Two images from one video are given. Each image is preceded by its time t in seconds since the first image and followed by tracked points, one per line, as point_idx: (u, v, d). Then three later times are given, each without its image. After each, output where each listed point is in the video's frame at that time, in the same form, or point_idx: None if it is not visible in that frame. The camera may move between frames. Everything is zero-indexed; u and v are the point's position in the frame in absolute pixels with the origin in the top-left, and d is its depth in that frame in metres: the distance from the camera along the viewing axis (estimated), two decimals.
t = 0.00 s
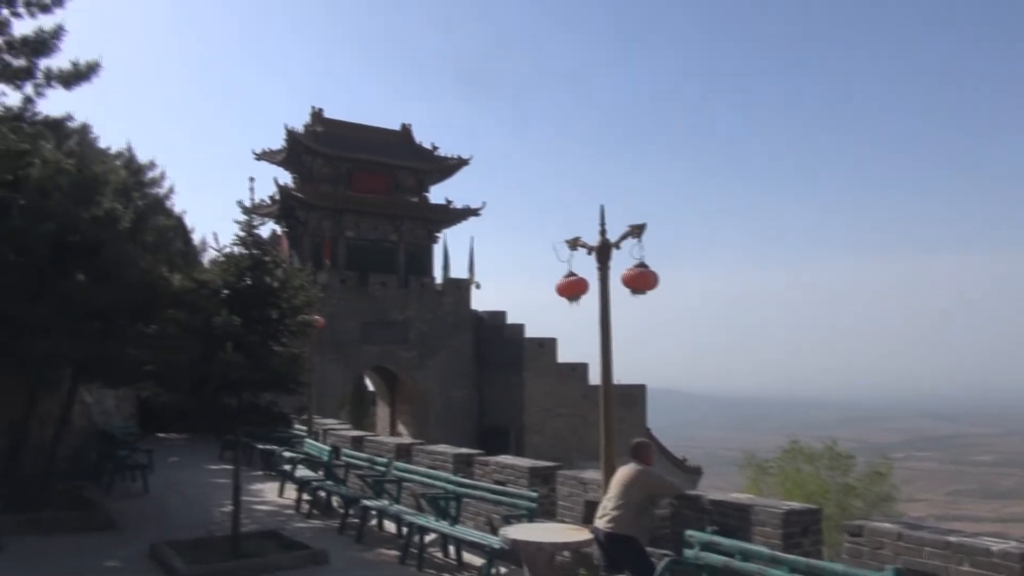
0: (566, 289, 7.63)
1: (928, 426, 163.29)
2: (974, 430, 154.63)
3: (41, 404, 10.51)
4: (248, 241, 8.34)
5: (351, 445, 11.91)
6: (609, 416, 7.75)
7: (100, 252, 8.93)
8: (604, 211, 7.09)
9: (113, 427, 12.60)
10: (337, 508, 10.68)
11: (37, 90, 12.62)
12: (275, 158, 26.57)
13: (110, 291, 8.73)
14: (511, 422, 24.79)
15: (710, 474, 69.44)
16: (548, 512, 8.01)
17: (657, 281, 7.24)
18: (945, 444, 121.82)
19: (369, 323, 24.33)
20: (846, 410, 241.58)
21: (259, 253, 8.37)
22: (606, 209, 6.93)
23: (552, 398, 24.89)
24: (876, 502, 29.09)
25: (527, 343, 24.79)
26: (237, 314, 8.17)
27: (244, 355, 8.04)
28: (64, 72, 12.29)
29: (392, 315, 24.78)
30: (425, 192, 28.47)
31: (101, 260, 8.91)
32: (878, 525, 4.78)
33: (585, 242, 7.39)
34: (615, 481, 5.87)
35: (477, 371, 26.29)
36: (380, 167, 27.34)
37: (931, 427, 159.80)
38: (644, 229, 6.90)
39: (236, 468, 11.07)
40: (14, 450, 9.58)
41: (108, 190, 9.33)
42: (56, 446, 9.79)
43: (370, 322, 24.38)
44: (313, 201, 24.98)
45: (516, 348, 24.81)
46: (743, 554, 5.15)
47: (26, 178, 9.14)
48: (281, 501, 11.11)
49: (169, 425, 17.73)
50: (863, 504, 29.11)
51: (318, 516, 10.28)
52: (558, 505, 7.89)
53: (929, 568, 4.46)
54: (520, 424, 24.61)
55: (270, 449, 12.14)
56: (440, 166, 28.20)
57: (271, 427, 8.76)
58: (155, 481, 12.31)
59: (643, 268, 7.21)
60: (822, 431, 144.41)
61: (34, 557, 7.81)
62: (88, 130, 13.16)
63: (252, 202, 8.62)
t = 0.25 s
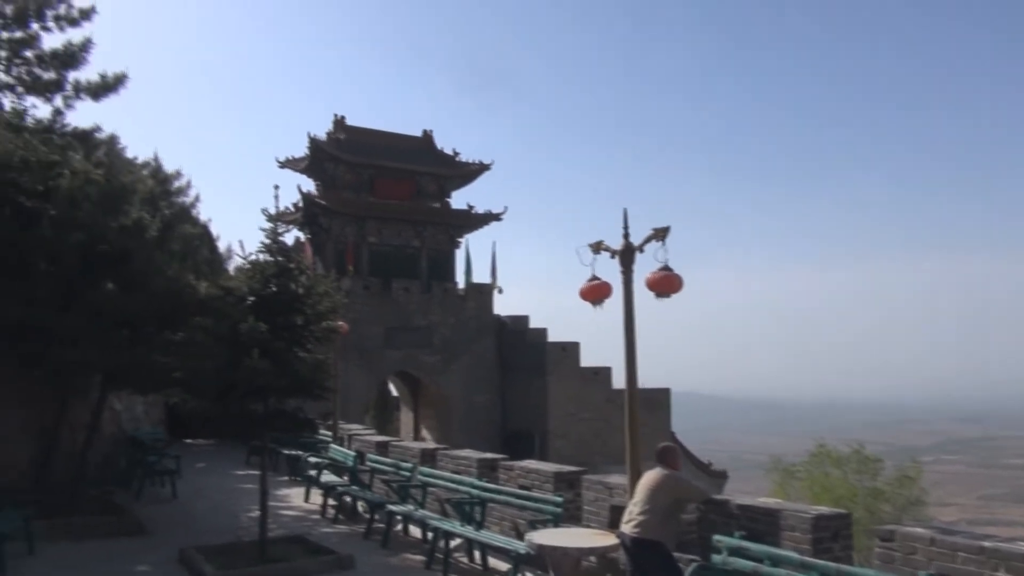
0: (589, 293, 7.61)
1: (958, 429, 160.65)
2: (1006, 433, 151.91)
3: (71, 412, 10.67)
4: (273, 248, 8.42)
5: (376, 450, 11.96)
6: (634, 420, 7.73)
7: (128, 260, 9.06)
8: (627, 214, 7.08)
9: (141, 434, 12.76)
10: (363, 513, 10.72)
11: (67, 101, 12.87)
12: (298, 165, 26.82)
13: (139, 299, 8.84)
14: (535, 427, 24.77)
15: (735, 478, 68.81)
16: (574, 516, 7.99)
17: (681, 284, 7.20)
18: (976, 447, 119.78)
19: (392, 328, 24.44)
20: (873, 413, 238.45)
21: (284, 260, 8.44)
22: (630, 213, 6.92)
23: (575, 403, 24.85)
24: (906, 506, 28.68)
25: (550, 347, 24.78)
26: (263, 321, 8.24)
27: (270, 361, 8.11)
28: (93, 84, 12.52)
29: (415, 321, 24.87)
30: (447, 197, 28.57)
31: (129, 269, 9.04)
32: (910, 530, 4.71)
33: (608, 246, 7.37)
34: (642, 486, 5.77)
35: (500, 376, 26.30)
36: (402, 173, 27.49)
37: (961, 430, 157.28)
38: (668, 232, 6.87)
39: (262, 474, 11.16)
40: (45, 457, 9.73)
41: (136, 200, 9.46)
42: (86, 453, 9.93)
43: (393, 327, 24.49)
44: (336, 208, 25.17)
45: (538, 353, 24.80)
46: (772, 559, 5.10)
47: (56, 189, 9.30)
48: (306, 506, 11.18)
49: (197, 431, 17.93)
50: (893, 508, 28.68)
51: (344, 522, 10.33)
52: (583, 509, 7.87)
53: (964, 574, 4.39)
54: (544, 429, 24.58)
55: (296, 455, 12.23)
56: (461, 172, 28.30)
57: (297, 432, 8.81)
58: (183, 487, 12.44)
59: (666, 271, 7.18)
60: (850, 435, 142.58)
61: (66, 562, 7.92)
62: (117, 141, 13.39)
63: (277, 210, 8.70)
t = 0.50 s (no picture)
0: (611, 299, 7.58)
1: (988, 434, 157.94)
2: None
3: (99, 419, 10.81)
4: (296, 256, 8.48)
5: (399, 457, 11.99)
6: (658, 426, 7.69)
7: (154, 270, 9.17)
8: (649, 220, 7.05)
9: (167, 441, 12.89)
10: (386, 520, 10.74)
11: (93, 114, 13.09)
12: (320, 174, 27.04)
13: (165, 308, 8.95)
14: (557, 433, 24.70)
15: (760, 484, 68.14)
16: (598, 524, 7.95)
17: (704, 290, 7.16)
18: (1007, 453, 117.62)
19: (414, 335, 24.52)
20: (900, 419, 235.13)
21: (307, 269, 8.50)
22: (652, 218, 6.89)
23: (598, 409, 24.76)
24: (935, 513, 28.20)
25: (572, 354, 24.73)
26: (286, 329, 8.30)
27: (294, 369, 8.16)
28: (119, 97, 12.71)
29: (436, 327, 24.94)
30: (468, 204, 28.65)
31: (155, 279, 9.15)
32: (941, 538, 4.63)
33: (630, 252, 7.35)
34: (666, 493, 5.70)
35: (522, 383, 26.28)
36: (423, 180, 27.62)
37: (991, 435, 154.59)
38: (690, 237, 6.85)
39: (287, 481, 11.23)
40: (74, 465, 9.86)
41: (161, 210, 9.58)
42: (114, 460, 10.05)
43: (415, 334, 24.57)
44: (358, 216, 25.33)
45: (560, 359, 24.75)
46: (800, 567, 5.03)
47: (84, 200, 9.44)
48: (331, 513, 11.23)
49: (222, 438, 18.09)
50: (922, 515, 28.20)
51: (367, 529, 10.35)
52: (607, 517, 7.83)
53: None
54: (566, 435, 24.51)
55: (320, 462, 12.30)
56: (482, 179, 28.37)
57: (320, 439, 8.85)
58: (209, 494, 12.55)
59: (689, 276, 7.14)
60: (876, 441, 140.72)
61: (95, 568, 8.02)
62: (142, 152, 13.58)
63: (300, 219, 8.77)
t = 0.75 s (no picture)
0: (632, 304, 7.56)
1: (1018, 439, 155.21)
2: None
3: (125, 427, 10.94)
4: (318, 264, 8.54)
5: (421, 463, 12.02)
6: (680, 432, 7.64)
7: (178, 279, 9.27)
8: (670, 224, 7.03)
9: (192, 448, 13.02)
10: (409, 526, 10.77)
11: (119, 126, 13.29)
12: (341, 182, 27.23)
13: (189, 316, 9.04)
14: (579, 439, 24.62)
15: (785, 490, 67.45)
16: (621, 530, 7.91)
17: (726, 294, 7.11)
18: None
19: (435, 342, 24.59)
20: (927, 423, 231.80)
21: (329, 276, 8.55)
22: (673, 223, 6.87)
23: (619, 414, 24.66)
24: (965, 520, 27.73)
25: (593, 359, 24.67)
26: (309, 336, 8.36)
27: (317, 376, 8.21)
28: (143, 108, 12.89)
29: (457, 334, 24.98)
30: (487, 210, 28.70)
31: (179, 288, 9.26)
32: (970, 545, 4.56)
33: (651, 256, 7.33)
34: (690, 499, 5.65)
35: (543, 389, 26.24)
36: (443, 187, 27.71)
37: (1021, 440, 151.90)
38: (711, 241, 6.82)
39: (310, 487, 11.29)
40: (101, 473, 9.98)
41: (184, 219, 9.70)
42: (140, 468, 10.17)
43: (435, 341, 24.63)
44: (378, 223, 25.45)
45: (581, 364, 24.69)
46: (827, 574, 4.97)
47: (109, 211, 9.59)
48: (353, 519, 11.27)
49: (245, 445, 18.23)
50: (951, 521, 27.73)
51: (390, 535, 10.38)
52: (630, 523, 7.79)
53: None
54: (588, 441, 24.42)
55: (342, 468, 12.35)
56: (501, 185, 28.42)
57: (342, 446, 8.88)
58: (232, 501, 12.63)
59: (711, 281, 7.10)
60: (904, 445, 138.66)
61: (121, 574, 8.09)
62: (166, 163, 13.76)
63: (321, 227, 8.83)
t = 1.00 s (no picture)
0: (652, 307, 7.53)
1: None
2: None
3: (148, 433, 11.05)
4: (337, 270, 8.59)
5: (441, 468, 12.04)
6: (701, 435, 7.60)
7: (200, 285, 9.37)
8: (689, 227, 7.00)
9: (214, 453, 13.13)
10: (429, 530, 10.79)
11: (141, 135, 13.45)
12: (360, 188, 27.39)
13: (211, 322, 9.13)
14: (599, 442, 24.55)
15: (807, 493, 66.82)
16: (642, 534, 7.88)
17: (746, 296, 7.07)
18: None
19: (454, 346, 24.63)
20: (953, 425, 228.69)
21: (349, 282, 8.60)
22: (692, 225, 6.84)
23: (639, 417, 24.56)
24: (992, 523, 27.31)
25: (613, 362, 24.60)
26: (329, 342, 8.41)
27: (337, 381, 8.25)
28: (164, 117, 13.05)
29: (476, 338, 25.02)
30: (505, 214, 28.73)
31: (201, 294, 9.34)
32: (999, 549, 4.49)
33: (670, 259, 7.31)
34: (712, 503, 5.60)
35: (563, 392, 26.19)
36: (461, 192, 27.78)
37: None
38: (731, 243, 6.79)
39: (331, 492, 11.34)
40: (125, 478, 10.08)
41: (206, 226, 9.81)
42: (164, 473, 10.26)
43: (454, 345, 24.67)
44: (396, 228, 25.56)
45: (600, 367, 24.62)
46: None
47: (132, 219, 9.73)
48: (374, 523, 11.31)
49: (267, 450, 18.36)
50: (978, 524, 27.31)
51: (411, 539, 10.40)
52: (651, 527, 7.76)
53: None
54: (607, 444, 24.34)
55: (363, 473, 12.40)
56: (519, 188, 28.45)
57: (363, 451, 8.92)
58: (255, 505, 12.71)
59: (731, 283, 7.05)
60: (929, 448, 136.83)
61: None
62: (188, 171, 13.92)
63: (340, 233, 8.89)
